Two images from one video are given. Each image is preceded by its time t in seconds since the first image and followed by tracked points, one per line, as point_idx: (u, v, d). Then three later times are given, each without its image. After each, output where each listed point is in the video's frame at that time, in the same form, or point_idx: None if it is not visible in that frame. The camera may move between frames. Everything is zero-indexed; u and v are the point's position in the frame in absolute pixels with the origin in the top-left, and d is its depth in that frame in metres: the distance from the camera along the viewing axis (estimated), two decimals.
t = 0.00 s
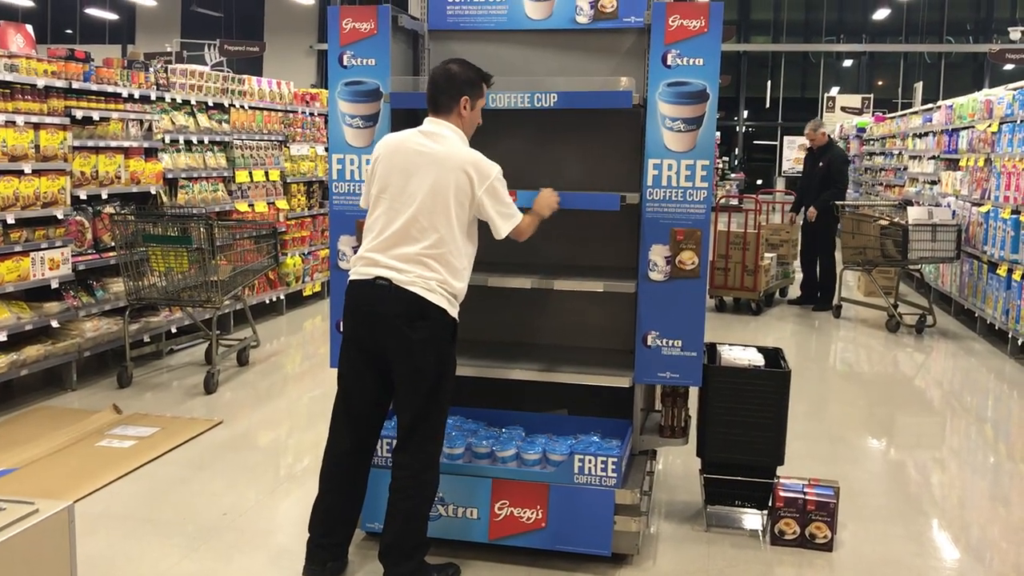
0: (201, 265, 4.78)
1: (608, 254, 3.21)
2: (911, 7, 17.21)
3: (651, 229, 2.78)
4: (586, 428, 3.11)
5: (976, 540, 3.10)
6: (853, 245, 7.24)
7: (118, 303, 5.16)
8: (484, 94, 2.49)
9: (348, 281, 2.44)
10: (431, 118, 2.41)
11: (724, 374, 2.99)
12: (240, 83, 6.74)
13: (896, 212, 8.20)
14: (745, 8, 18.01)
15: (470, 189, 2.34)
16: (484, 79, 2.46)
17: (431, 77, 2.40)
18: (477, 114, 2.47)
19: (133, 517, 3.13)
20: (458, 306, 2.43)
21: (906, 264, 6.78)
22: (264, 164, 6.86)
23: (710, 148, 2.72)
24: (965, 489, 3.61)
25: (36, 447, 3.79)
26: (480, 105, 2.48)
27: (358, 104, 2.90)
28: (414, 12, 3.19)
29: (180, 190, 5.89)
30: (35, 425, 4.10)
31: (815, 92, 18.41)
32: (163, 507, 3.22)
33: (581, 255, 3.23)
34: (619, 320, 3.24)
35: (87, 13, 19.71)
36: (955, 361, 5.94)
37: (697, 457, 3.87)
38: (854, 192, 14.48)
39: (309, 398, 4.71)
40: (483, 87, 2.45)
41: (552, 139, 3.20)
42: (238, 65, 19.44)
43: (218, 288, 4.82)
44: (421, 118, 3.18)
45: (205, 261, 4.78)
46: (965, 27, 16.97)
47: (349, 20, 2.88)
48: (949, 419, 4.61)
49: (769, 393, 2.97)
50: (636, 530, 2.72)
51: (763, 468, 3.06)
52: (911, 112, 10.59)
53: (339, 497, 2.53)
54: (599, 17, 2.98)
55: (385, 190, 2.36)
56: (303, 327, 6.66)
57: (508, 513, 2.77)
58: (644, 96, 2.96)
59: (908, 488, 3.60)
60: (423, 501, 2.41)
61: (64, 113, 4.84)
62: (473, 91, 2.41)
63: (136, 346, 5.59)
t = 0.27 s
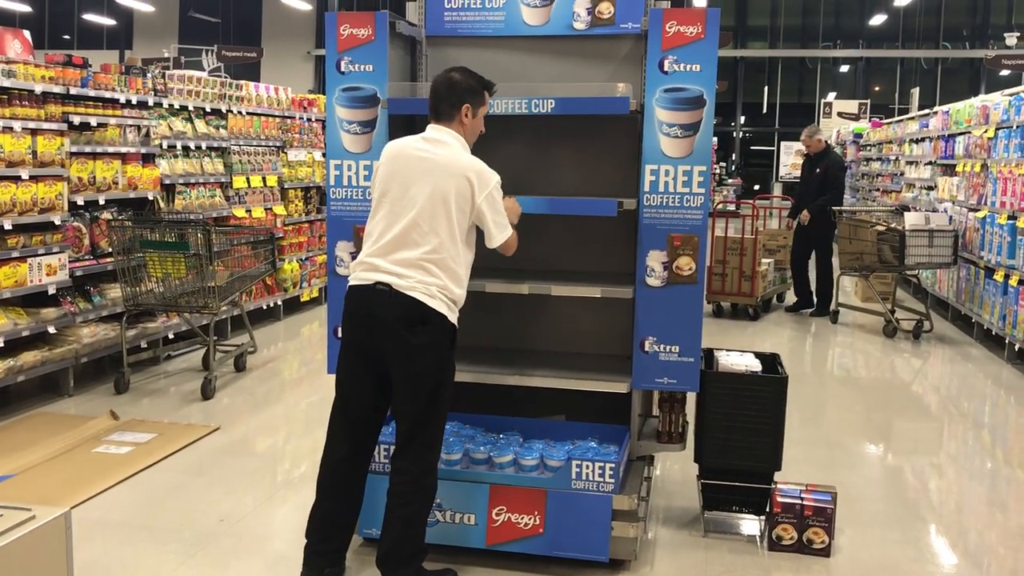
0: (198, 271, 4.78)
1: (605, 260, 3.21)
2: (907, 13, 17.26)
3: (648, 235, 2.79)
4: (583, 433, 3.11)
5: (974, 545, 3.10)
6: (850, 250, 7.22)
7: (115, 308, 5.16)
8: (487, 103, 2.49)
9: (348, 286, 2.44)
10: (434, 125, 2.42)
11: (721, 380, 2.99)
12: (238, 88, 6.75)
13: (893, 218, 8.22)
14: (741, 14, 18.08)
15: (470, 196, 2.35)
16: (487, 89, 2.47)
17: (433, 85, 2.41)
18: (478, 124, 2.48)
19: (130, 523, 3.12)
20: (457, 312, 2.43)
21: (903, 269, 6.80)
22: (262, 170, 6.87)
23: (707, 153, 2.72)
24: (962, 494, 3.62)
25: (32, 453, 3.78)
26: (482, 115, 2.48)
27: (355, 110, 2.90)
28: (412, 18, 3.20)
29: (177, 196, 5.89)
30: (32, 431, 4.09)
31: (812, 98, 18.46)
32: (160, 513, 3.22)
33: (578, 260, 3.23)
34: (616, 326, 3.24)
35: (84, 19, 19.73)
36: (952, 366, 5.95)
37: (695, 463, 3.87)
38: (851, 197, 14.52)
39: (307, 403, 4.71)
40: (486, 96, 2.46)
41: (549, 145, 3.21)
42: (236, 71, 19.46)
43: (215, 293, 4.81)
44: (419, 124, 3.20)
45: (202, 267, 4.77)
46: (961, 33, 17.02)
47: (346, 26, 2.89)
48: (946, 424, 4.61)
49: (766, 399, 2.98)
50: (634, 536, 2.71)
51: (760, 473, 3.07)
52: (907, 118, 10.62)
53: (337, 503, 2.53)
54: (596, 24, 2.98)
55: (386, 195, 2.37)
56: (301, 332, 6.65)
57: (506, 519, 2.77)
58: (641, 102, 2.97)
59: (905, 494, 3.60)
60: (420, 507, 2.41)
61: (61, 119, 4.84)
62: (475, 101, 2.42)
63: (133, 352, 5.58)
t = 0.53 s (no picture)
0: (196, 279, 4.79)
1: (603, 268, 3.22)
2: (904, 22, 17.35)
3: (645, 243, 2.80)
4: (581, 442, 3.12)
5: (972, 553, 3.10)
6: (847, 258, 7.26)
7: (113, 317, 5.16)
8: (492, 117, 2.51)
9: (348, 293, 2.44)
10: (438, 135, 2.43)
11: (718, 388, 3.00)
12: (236, 97, 6.77)
13: (889, 226, 8.24)
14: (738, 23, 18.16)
15: (473, 204, 2.36)
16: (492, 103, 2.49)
17: (438, 96, 2.43)
18: (482, 136, 2.49)
19: (127, 532, 3.11)
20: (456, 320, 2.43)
21: (899, 277, 6.81)
22: (260, 178, 6.88)
23: (703, 162, 2.74)
24: (960, 502, 3.62)
25: (30, 462, 3.77)
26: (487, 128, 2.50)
27: (353, 118, 2.92)
28: (410, 27, 3.22)
29: (176, 205, 5.89)
30: (29, 440, 4.09)
31: (808, 106, 18.54)
32: (157, 521, 3.21)
33: (576, 269, 3.24)
34: (613, 335, 3.25)
35: (83, 27, 19.80)
36: (949, 374, 5.96)
37: (692, 470, 3.87)
38: (848, 205, 14.56)
39: (305, 412, 4.71)
40: (490, 109, 2.48)
41: (546, 154, 3.22)
42: (234, 80, 19.50)
43: (213, 302, 4.82)
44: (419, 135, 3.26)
45: (200, 275, 4.78)
46: (957, 41, 17.10)
47: (344, 35, 2.90)
48: (944, 432, 4.62)
49: (763, 407, 2.98)
50: (631, 544, 2.72)
51: (758, 481, 3.07)
52: (903, 126, 10.67)
53: (335, 512, 2.53)
54: (593, 33, 3.00)
55: (389, 203, 2.38)
56: (298, 341, 6.65)
57: (503, 527, 2.77)
58: (638, 111, 2.99)
59: (902, 502, 3.60)
60: (418, 515, 2.41)
61: (60, 128, 4.85)
62: (480, 113, 2.44)
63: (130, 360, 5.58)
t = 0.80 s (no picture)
0: (195, 289, 4.79)
1: (600, 278, 3.23)
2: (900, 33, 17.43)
3: (642, 253, 2.81)
4: (578, 451, 3.12)
5: (970, 563, 3.10)
6: (845, 268, 7.30)
7: (111, 327, 5.16)
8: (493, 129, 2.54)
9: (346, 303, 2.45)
10: (439, 146, 2.45)
11: (715, 398, 3.01)
12: (236, 108, 6.79)
13: (887, 236, 8.27)
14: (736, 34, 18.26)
15: (474, 215, 2.37)
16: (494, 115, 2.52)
17: (441, 108, 2.46)
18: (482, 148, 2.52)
19: (125, 542, 3.11)
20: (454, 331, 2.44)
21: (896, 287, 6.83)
22: (259, 188, 6.90)
23: (700, 173, 2.76)
24: (958, 511, 3.62)
25: (28, 471, 3.77)
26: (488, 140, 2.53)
27: (353, 129, 2.93)
28: (409, 39, 3.25)
29: (175, 215, 5.90)
30: (27, 450, 4.09)
31: (806, 116, 18.60)
32: (155, 531, 3.21)
33: (573, 278, 3.25)
34: (611, 345, 3.26)
35: (82, 38, 19.86)
36: (946, 384, 5.97)
37: (690, 480, 3.87)
38: (846, 215, 14.60)
39: (303, 422, 4.71)
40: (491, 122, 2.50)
41: (544, 164, 3.24)
42: (233, 90, 19.56)
43: (211, 311, 4.82)
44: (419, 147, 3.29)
45: (199, 285, 4.78)
46: (954, 52, 17.19)
47: (344, 47, 2.92)
48: (941, 441, 4.63)
49: (760, 417, 2.99)
50: (629, 553, 2.74)
51: (756, 491, 3.07)
52: (900, 137, 10.71)
53: (334, 522, 2.53)
54: (591, 44, 3.01)
55: (390, 213, 2.40)
56: (296, 350, 6.65)
57: (501, 537, 2.77)
58: (635, 122, 3.01)
59: (900, 512, 3.60)
60: (417, 525, 2.41)
61: (59, 138, 4.87)
62: (482, 124, 2.46)
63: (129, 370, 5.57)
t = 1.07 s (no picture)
0: (195, 298, 4.80)
1: (599, 287, 3.24)
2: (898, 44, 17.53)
3: (641, 263, 2.82)
4: (576, 461, 3.13)
5: (969, 573, 3.11)
6: (843, 277, 7.28)
7: (111, 335, 5.17)
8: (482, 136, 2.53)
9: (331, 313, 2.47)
10: (426, 156, 2.46)
11: (713, 407, 3.02)
12: (236, 117, 6.82)
13: (885, 246, 8.29)
14: (734, 44, 18.35)
15: (458, 226, 2.37)
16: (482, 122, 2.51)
17: (429, 116, 2.46)
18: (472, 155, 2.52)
19: (124, 551, 3.11)
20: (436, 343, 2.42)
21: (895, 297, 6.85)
22: (258, 198, 6.93)
23: (698, 184, 2.77)
24: (957, 521, 3.63)
25: (27, 480, 3.77)
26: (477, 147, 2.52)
27: (353, 139, 2.95)
28: (409, 49, 3.27)
29: (175, 224, 5.92)
30: (26, 458, 4.09)
31: (804, 127, 18.67)
32: (154, 540, 3.21)
33: (572, 287, 3.27)
34: (610, 354, 3.27)
35: (82, 47, 19.94)
36: (945, 394, 5.98)
37: (689, 489, 3.88)
38: (845, 225, 14.64)
39: (302, 431, 4.71)
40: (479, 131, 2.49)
41: (543, 174, 3.26)
42: (233, 100, 19.63)
43: (211, 320, 4.83)
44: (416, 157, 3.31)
45: (198, 294, 4.79)
46: (951, 63, 17.28)
47: (344, 58, 2.94)
48: (940, 451, 4.64)
49: (758, 426, 3.00)
50: (628, 562, 2.74)
51: (754, 500, 3.08)
52: (898, 147, 10.76)
53: (333, 531, 2.53)
54: (589, 56, 3.05)
55: (375, 223, 2.41)
56: (296, 359, 6.66)
57: (500, 546, 2.77)
58: (634, 132, 3.03)
59: (899, 521, 3.61)
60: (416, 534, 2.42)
61: (60, 148, 4.89)
62: (469, 131, 2.46)
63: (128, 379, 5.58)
